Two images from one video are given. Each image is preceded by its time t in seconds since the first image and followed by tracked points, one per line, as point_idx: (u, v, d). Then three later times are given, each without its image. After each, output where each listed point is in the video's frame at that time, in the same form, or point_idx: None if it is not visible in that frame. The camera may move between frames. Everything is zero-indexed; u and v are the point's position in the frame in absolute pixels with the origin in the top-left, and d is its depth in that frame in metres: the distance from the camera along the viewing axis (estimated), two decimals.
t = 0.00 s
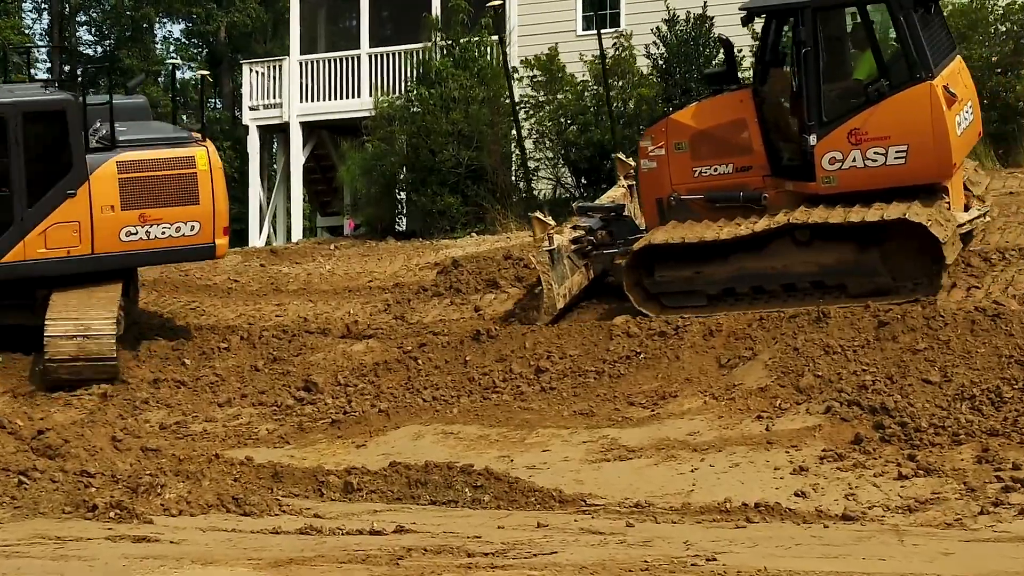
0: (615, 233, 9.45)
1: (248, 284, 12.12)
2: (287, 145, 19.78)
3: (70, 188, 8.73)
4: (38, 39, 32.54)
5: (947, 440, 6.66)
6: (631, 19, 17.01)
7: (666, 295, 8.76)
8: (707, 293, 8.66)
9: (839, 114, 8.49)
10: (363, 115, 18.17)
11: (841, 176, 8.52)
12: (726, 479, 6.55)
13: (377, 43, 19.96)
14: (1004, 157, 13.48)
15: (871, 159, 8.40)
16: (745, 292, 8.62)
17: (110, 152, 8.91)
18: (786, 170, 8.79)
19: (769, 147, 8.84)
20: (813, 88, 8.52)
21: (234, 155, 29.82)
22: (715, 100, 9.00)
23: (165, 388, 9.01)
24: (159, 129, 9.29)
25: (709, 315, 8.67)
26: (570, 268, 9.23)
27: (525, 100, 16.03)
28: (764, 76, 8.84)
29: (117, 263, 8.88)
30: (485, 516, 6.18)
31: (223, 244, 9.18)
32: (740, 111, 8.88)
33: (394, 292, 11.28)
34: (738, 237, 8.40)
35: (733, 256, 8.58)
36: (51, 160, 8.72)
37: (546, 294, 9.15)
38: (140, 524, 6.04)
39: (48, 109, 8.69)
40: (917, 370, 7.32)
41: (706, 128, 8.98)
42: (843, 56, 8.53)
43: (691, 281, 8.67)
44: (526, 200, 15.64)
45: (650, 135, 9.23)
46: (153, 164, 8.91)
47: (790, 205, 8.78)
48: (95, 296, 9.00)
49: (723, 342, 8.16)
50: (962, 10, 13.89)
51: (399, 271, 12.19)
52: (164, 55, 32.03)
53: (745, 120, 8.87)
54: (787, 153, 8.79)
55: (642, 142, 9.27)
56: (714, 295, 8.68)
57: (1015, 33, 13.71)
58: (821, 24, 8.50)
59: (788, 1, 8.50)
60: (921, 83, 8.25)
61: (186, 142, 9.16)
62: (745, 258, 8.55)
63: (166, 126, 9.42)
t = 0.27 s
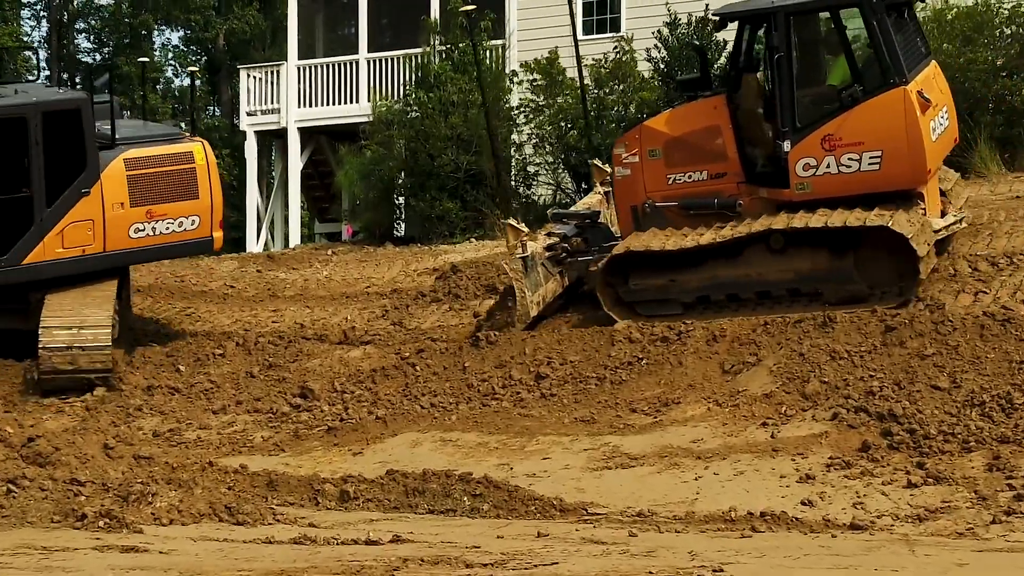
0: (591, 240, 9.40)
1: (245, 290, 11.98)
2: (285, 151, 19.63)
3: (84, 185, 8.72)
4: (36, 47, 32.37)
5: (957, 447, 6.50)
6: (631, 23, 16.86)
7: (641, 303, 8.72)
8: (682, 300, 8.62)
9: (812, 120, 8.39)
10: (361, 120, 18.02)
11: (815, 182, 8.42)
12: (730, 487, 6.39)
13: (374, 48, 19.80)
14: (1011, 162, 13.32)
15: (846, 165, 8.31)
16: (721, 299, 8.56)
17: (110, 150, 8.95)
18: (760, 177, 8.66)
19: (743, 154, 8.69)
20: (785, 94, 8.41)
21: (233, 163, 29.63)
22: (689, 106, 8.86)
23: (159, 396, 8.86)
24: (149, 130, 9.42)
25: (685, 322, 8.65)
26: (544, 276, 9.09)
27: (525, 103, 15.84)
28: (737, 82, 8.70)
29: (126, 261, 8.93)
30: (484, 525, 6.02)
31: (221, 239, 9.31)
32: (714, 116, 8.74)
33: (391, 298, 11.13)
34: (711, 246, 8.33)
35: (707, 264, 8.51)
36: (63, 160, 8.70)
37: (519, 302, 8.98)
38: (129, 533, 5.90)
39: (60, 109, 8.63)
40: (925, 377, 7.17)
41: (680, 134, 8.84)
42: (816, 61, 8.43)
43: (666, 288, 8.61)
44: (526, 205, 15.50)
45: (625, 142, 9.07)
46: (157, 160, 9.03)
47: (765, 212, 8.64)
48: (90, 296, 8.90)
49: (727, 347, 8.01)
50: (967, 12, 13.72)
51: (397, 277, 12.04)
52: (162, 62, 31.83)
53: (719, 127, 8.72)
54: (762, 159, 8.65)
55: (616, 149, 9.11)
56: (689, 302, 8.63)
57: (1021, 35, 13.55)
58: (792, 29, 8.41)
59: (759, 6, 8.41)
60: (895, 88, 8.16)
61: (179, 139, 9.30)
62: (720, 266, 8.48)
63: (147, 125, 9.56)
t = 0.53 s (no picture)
0: (563, 252, 9.27)
1: (240, 301, 11.82)
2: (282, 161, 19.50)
3: (92, 190, 8.73)
4: (35, 60, 32.28)
5: (966, 460, 6.34)
6: (632, 33, 16.74)
7: (613, 316, 8.64)
8: (653, 314, 8.53)
9: (783, 131, 8.28)
10: (358, 131, 17.90)
11: (787, 195, 8.32)
12: (735, 501, 6.23)
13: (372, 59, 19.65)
14: (1017, 171, 13.17)
15: (817, 178, 8.21)
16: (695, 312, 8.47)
17: (107, 153, 8.99)
18: (732, 190, 8.58)
19: (715, 166, 8.61)
20: (756, 107, 8.30)
21: (231, 176, 29.50)
22: (659, 118, 8.77)
23: (152, 408, 8.70)
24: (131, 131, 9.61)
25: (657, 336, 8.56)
26: (515, 288, 9.02)
27: (524, 113, 15.71)
28: (708, 93, 8.54)
29: (129, 262, 9.00)
30: (482, 540, 5.86)
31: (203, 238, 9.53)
32: (685, 129, 8.65)
33: (389, 309, 10.98)
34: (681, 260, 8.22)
35: (677, 277, 8.40)
36: (74, 163, 8.71)
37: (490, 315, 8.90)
38: (117, 549, 5.75)
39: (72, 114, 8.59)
40: (933, 388, 7.01)
41: (651, 147, 8.76)
42: (787, 72, 8.31)
43: (636, 302, 8.52)
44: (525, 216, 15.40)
45: (595, 155, 9.00)
46: (152, 163, 9.15)
47: (737, 225, 8.58)
48: (85, 299, 8.85)
49: (730, 358, 7.86)
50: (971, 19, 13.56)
51: (394, 288, 11.90)
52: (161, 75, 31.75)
53: (690, 139, 8.63)
54: (734, 172, 8.57)
55: (588, 162, 9.04)
56: (660, 316, 8.53)
57: None
58: (762, 40, 8.28)
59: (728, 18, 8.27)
60: (865, 99, 8.04)
61: (163, 142, 9.46)
62: (690, 279, 8.36)
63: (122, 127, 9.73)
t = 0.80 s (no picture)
0: (535, 268, 9.30)
1: (235, 317, 11.68)
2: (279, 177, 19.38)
3: (94, 198, 8.72)
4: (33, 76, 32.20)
5: (975, 477, 6.19)
6: (631, 47, 16.64)
7: (583, 335, 8.55)
8: (624, 332, 8.45)
9: (753, 148, 8.25)
10: (354, 145, 17.75)
11: (757, 212, 8.27)
12: (737, 520, 6.07)
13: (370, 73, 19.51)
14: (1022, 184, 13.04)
15: (787, 195, 8.17)
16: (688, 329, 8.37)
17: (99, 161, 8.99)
18: (702, 207, 8.48)
19: (685, 183, 8.52)
20: (725, 124, 8.26)
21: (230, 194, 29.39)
22: (630, 135, 8.73)
23: (144, 425, 8.54)
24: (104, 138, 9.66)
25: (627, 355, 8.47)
26: (484, 306, 8.89)
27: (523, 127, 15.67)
28: (678, 111, 8.45)
29: (123, 271, 9.01)
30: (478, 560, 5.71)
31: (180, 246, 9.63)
32: (655, 145, 8.59)
33: (385, 325, 10.83)
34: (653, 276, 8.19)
35: (649, 294, 8.37)
36: (80, 171, 8.69)
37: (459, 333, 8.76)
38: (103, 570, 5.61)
39: (80, 121, 8.62)
40: (939, 405, 6.86)
41: (621, 163, 8.69)
42: (757, 88, 8.26)
43: (607, 320, 8.45)
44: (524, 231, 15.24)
45: (566, 172, 8.95)
46: (138, 172, 9.19)
47: (708, 242, 8.48)
48: (75, 314, 8.72)
49: (731, 374, 7.72)
50: (975, 30, 13.43)
51: (391, 303, 11.75)
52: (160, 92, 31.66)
53: (660, 155, 8.56)
54: (703, 189, 8.47)
55: (558, 179, 8.98)
56: (631, 335, 8.46)
57: None
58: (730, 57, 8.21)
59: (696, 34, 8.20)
60: (835, 115, 8.02)
61: (140, 150, 9.53)
62: (662, 297, 8.34)
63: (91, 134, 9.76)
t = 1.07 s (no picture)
0: (507, 291, 9.11)
1: (230, 341, 11.53)
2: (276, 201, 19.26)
3: (89, 216, 8.73)
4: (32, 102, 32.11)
5: (984, 504, 6.02)
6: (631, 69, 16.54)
7: (555, 362, 8.48)
8: (596, 359, 8.37)
9: (725, 173, 8.14)
10: (350, 168, 17.61)
11: (728, 238, 8.16)
12: (741, 547, 5.90)
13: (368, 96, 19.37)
14: None
15: (759, 221, 8.05)
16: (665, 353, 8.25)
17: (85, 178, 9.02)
18: (675, 233, 8.40)
19: (657, 210, 8.43)
20: (696, 150, 8.15)
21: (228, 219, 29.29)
22: (601, 160, 8.64)
23: (135, 450, 8.39)
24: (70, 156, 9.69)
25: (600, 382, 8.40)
26: (456, 329, 8.73)
27: (521, 149, 15.51)
28: (650, 135, 8.38)
29: (110, 287, 9.03)
30: None
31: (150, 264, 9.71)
32: (627, 171, 8.50)
33: (381, 348, 10.69)
34: (625, 303, 8.09)
35: (621, 321, 8.27)
36: (78, 188, 8.63)
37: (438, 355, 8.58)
38: None
39: (79, 139, 8.56)
40: (947, 430, 6.71)
41: (593, 189, 8.60)
42: (730, 113, 8.17)
43: (579, 347, 8.36)
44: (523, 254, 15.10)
45: (537, 198, 8.85)
46: (118, 191, 9.23)
47: (680, 268, 8.40)
48: (66, 337, 8.58)
49: (734, 399, 7.57)
50: (978, 52, 13.32)
51: (388, 327, 11.62)
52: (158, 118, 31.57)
53: (632, 181, 8.48)
54: (676, 215, 8.38)
55: (529, 206, 8.88)
56: (604, 361, 8.39)
57: None
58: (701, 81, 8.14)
59: (666, 58, 8.13)
60: (806, 140, 7.93)
61: (110, 169, 9.59)
62: (633, 323, 8.24)
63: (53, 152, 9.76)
